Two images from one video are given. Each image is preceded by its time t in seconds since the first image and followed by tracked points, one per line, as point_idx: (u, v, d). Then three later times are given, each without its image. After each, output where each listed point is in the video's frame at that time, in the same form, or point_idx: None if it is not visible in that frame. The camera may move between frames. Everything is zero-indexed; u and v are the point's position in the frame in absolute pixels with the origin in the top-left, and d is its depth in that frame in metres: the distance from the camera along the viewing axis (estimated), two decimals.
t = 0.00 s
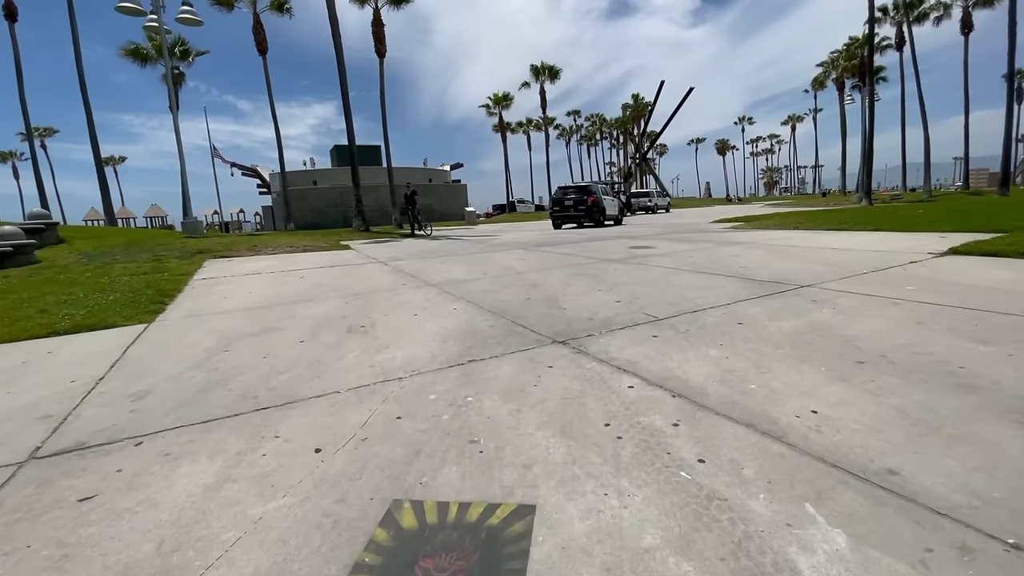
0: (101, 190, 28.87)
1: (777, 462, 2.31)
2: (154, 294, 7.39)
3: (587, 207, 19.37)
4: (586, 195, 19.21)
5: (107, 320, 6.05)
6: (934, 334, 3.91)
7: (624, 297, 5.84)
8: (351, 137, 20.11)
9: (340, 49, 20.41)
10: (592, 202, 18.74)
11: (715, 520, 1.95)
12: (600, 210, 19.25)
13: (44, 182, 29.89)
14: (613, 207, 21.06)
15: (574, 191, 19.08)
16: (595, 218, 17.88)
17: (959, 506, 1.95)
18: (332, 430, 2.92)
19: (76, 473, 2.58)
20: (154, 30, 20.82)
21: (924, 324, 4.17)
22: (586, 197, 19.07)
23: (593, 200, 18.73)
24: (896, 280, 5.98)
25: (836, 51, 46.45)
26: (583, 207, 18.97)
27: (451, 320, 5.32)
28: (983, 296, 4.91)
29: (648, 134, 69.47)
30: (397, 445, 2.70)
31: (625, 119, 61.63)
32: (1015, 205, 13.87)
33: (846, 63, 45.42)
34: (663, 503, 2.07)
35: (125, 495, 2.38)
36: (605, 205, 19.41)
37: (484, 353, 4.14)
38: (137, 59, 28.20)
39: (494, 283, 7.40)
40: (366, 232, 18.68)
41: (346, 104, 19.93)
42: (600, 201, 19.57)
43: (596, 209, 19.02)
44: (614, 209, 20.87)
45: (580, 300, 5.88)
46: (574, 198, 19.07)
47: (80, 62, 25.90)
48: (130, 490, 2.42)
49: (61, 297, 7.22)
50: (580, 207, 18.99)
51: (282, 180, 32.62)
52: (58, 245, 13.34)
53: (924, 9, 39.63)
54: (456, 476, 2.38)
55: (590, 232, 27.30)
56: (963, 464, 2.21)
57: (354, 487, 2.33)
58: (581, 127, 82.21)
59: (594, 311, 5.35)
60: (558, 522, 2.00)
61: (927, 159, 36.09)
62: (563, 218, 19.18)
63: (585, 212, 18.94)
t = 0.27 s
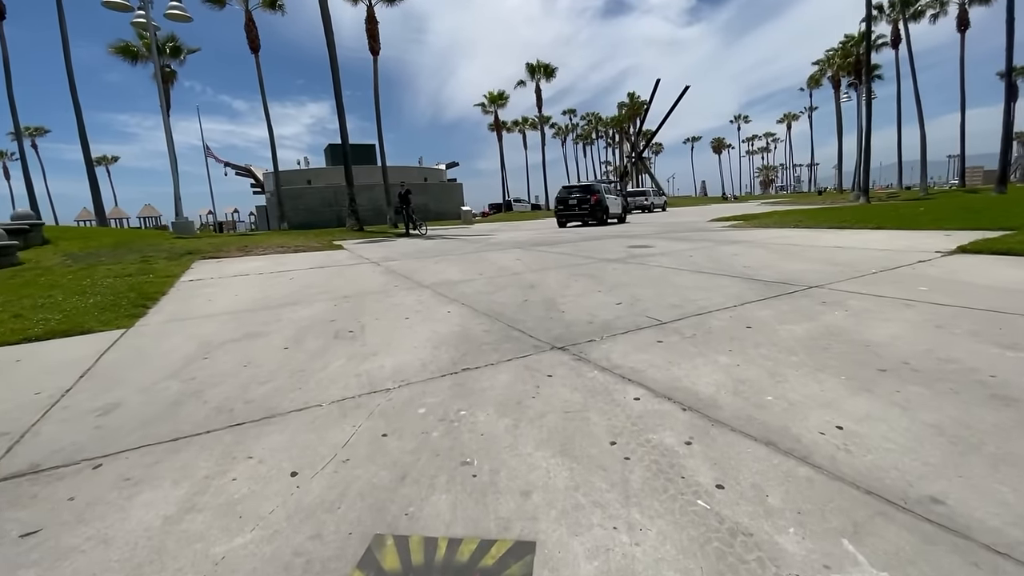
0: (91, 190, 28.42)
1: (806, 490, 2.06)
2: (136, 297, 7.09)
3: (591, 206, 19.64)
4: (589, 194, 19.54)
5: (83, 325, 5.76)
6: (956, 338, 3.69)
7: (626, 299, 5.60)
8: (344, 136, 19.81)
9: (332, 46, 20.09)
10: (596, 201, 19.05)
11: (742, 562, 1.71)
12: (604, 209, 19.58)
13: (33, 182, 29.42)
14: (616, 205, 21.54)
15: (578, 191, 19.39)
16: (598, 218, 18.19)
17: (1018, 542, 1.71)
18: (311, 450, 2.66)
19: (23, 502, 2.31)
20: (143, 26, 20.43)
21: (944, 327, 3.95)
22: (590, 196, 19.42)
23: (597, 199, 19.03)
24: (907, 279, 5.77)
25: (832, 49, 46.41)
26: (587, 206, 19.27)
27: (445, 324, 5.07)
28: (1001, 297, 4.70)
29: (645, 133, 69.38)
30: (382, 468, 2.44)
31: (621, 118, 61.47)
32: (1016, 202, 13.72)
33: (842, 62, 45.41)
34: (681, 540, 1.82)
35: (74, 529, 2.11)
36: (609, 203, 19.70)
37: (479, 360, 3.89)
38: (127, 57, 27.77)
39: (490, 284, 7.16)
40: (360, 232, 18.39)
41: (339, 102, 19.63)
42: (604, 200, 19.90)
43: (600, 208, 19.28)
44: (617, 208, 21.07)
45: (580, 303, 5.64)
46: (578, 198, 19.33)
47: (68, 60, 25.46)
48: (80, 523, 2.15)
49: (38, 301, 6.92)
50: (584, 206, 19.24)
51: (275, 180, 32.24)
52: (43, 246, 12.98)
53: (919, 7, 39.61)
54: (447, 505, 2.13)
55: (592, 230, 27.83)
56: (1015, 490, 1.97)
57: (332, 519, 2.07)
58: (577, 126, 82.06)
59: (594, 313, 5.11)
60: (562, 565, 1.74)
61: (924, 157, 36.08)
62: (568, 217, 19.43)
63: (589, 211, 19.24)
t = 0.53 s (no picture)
0: (76, 190, 27.83)
1: (838, 535, 1.83)
2: (112, 304, 6.76)
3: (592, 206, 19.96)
4: (590, 194, 19.89)
5: (52, 336, 5.44)
6: (976, 350, 3.49)
7: (625, 306, 5.38)
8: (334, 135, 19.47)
9: (321, 44, 19.75)
10: (598, 201, 19.40)
11: None
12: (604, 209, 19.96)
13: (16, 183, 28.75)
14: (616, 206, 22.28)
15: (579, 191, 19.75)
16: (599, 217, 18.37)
17: None
18: (284, 484, 2.40)
19: None
20: (127, 23, 19.99)
21: (962, 338, 3.76)
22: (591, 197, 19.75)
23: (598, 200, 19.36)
24: (915, 284, 5.59)
25: (824, 50, 46.53)
26: (588, 206, 19.61)
27: (435, 333, 4.82)
28: (1015, 304, 4.52)
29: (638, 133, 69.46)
30: (362, 506, 2.19)
31: (614, 118, 61.42)
32: (1012, 203, 13.66)
33: (834, 62, 45.52)
34: None
35: None
36: (609, 204, 20.04)
37: (471, 376, 3.64)
38: (112, 55, 27.25)
39: (483, 290, 6.92)
40: (351, 234, 18.07)
41: (329, 101, 19.29)
42: (605, 200, 20.33)
43: (600, 208, 19.58)
44: (619, 207, 21.19)
45: (576, 310, 5.41)
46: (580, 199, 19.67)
47: (51, 58, 24.93)
48: None
49: (8, 308, 6.57)
50: (586, 206, 19.54)
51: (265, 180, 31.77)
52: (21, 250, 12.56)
53: (910, 8, 39.80)
54: (435, 553, 1.88)
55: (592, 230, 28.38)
56: None
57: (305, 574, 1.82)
58: (571, 126, 82.05)
59: (592, 322, 4.89)
60: None
61: (916, 157, 36.23)
62: (570, 217, 19.73)
63: (590, 211, 19.57)
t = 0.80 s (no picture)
0: (52, 190, 27.08)
1: (862, 573, 1.63)
2: (77, 310, 6.41)
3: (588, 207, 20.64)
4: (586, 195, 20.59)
5: (7, 344, 5.09)
6: (984, 356, 3.35)
7: (616, 310, 5.19)
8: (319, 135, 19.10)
9: (305, 42, 19.36)
10: (594, 202, 19.98)
11: None
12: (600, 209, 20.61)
13: None
14: (609, 207, 23.41)
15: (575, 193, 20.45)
16: (595, 215, 18.41)
17: None
18: (241, 515, 2.15)
19: None
20: (102, 19, 19.42)
21: (967, 343, 3.62)
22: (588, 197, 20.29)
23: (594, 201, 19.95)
24: (910, 286, 5.48)
25: (809, 53, 47.03)
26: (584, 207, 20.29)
27: (418, 340, 4.58)
28: (1016, 307, 4.40)
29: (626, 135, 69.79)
30: (327, 542, 1.94)
31: (603, 120, 61.58)
32: (997, 204, 13.78)
33: (818, 65, 46.04)
34: None
35: None
36: (604, 204, 20.62)
37: (455, 387, 3.40)
38: (89, 51, 26.55)
39: (470, 293, 6.69)
40: (336, 235, 17.73)
41: (313, 100, 18.93)
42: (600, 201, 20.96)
43: (596, 209, 20.26)
44: (616, 208, 21.92)
45: (565, 314, 5.20)
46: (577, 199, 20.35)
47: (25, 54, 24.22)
48: None
49: None
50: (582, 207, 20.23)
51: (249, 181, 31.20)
52: None
53: (893, 12, 40.39)
54: None
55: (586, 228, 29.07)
56: None
57: None
58: (559, 128, 82.23)
59: (582, 327, 4.68)
60: None
61: (899, 159, 36.77)
62: (567, 217, 20.40)
63: (586, 212, 20.26)
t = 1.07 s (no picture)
0: (18, 191, 26.10)
1: None
2: (23, 321, 5.96)
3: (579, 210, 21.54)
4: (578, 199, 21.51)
5: None
6: (984, 371, 3.18)
7: (600, 320, 4.96)
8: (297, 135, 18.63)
9: (282, 40, 18.87)
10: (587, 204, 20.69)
11: None
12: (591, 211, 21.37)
13: None
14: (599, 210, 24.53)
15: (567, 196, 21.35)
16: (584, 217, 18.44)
17: None
18: None
19: None
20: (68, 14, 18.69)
21: (965, 356, 3.45)
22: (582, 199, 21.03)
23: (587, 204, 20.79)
24: (899, 293, 5.35)
25: (789, 59, 47.79)
26: (576, 210, 21.22)
27: (389, 354, 4.29)
28: (1009, 316, 4.28)
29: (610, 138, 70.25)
30: None
31: (587, 123, 61.85)
32: (975, 209, 13.97)
33: (798, 70, 46.78)
34: None
35: None
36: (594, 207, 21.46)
37: (425, 409, 3.12)
38: (57, 48, 25.66)
39: (448, 301, 6.41)
40: (315, 239, 17.28)
41: (291, 100, 18.46)
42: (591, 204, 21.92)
43: (586, 212, 21.18)
44: (606, 212, 22.88)
45: (546, 325, 4.96)
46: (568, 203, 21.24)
47: None
48: None
49: None
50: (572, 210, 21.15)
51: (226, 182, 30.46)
52: None
53: (869, 20, 41.24)
54: None
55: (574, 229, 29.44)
56: None
57: None
58: (544, 131, 82.46)
59: (563, 339, 4.44)
60: None
61: (876, 163, 37.49)
62: (558, 219, 21.29)
63: (577, 214, 21.19)
